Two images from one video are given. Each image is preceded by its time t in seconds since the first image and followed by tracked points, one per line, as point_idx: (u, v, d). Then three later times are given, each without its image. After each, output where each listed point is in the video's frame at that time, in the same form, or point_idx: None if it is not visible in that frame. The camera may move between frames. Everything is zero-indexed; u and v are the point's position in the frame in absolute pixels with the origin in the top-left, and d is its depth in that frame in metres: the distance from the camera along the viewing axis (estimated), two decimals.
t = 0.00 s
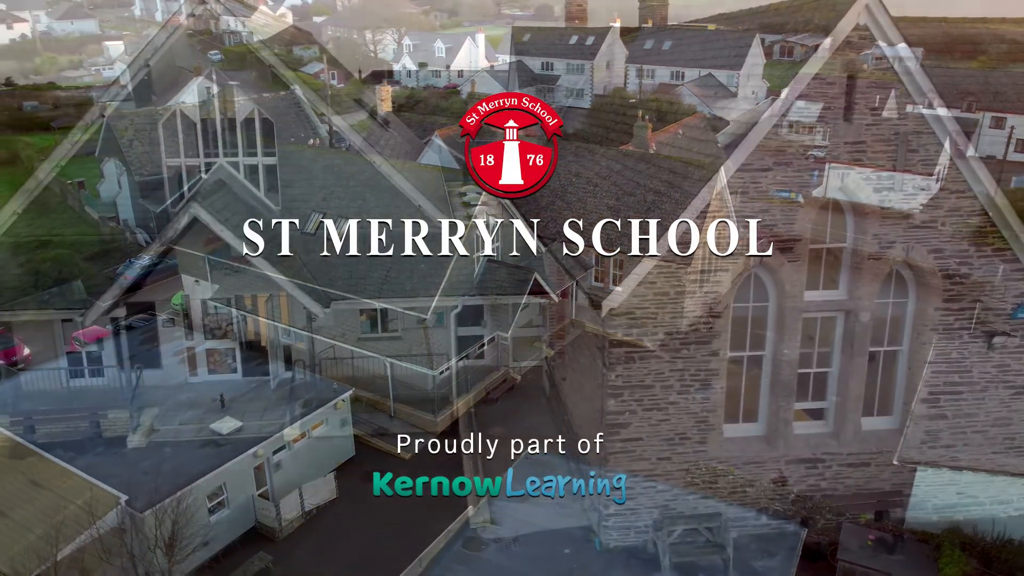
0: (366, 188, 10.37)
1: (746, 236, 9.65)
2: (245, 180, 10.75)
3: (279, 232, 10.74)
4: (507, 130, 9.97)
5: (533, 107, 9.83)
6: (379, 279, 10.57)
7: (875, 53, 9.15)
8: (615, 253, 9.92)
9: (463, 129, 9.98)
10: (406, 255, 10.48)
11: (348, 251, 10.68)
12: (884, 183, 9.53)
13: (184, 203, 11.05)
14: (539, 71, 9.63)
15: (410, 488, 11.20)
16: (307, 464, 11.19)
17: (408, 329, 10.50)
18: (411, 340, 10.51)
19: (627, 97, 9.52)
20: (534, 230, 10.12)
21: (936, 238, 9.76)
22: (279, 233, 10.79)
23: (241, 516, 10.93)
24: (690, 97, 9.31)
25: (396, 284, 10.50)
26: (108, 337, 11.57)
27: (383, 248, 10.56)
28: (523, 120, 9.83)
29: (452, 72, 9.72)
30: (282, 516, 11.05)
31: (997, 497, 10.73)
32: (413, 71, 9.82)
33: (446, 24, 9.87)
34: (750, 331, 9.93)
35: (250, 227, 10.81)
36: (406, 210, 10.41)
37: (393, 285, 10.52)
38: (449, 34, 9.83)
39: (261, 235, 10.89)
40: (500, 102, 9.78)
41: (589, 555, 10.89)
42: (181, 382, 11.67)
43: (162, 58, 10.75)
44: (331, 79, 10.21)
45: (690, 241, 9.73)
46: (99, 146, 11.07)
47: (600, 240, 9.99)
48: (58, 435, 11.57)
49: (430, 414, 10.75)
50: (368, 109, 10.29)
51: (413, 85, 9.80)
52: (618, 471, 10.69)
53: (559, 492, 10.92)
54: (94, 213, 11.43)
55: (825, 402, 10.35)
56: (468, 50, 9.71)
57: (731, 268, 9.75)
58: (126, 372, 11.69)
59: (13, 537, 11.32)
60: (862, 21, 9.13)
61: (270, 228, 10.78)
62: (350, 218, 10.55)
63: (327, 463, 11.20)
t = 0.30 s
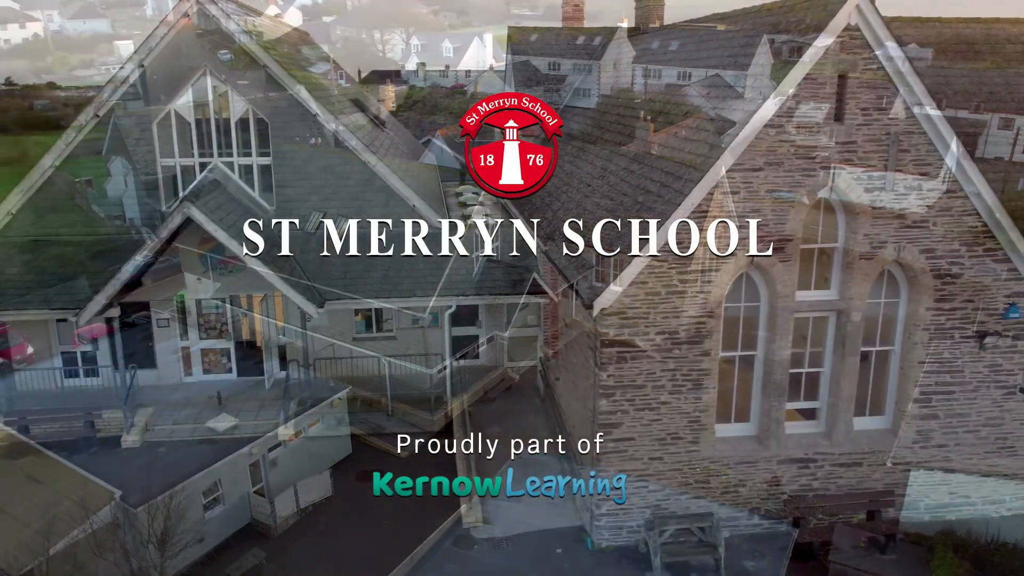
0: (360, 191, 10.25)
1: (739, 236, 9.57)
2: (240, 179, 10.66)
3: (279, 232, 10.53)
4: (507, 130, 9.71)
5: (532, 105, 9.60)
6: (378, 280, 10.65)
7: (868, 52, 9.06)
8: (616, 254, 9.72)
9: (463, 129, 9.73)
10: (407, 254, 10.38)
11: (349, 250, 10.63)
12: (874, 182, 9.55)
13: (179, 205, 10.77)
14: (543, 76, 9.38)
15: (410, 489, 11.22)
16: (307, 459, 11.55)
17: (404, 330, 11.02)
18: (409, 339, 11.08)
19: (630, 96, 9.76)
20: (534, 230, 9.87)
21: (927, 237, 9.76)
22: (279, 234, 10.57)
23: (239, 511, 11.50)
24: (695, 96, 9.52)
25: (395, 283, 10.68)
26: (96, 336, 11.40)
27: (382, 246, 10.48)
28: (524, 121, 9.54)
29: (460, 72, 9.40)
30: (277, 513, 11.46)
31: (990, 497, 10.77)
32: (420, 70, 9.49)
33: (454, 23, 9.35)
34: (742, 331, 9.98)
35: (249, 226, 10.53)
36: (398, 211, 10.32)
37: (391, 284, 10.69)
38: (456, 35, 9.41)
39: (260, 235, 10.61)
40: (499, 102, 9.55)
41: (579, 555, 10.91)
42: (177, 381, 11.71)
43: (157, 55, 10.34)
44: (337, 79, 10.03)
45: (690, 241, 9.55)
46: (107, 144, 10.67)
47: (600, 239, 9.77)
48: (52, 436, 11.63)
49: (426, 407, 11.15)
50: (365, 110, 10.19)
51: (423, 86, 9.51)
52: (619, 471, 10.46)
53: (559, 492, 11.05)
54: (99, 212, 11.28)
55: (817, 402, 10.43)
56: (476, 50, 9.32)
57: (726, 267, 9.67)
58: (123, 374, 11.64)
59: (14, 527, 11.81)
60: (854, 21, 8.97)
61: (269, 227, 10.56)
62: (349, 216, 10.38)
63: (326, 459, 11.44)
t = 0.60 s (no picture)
0: (355, 194, 13.32)
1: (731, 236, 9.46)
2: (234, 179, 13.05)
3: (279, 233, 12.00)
4: (506, 130, 11.93)
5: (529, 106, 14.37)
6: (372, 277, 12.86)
7: (858, 52, 9.02)
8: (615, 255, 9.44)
9: (465, 129, 11.99)
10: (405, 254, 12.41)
11: (348, 250, 12.68)
12: (865, 183, 9.52)
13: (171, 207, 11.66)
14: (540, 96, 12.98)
15: (411, 488, 11.75)
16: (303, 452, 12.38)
17: (398, 328, 13.63)
18: (402, 337, 13.65)
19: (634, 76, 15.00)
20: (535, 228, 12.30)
21: (918, 237, 9.75)
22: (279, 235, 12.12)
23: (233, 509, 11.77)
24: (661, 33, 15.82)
25: (388, 284, 13.07)
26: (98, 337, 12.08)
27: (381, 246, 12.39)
28: (522, 119, 11.89)
29: (467, 72, 11.97)
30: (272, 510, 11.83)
31: (981, 496, 10.79)
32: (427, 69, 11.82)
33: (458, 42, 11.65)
34: (733, 331, 9.99)
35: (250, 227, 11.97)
36: (389, 210, 13.25)
37: (383, 285, 13.06)
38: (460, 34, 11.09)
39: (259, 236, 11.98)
40: (500, 102, 12.02)
41: (569, 552, 10.58)
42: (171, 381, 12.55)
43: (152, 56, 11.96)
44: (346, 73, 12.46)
45: (690, 241, 9.38)
46: (115, 144, 12.28)
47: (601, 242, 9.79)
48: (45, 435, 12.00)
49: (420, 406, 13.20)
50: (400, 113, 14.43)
51: (427, 84, 12.04)
52: (619, 471, 10.15)
53: (559, 492, 11.37)
54: (104, 211, 12.44)
55: (808, 402, 10.47)
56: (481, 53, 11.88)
57: (717, 266, 9.55)
58: (119, 374, 12.26)
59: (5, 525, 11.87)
60: (842, 23, 8.89)
61: (269, 229, 12.14)
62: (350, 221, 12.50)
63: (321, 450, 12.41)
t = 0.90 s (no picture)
0: (347, 194, 14.44)
1: (721, 236, 9.44)
2: (226, 179, 14.24)
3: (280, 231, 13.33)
4: (506, 131, 12.87)
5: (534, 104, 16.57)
6: (362, 277, 13.70)
7: (847, 52, 9.05)
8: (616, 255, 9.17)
9: (465, 129, 12.56)
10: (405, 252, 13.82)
11: (347, 250, 13.71)
12: (854, 184, 9.51)
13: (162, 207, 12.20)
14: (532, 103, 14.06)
15: (410, 488, 11.62)
16: (296, 447, 12.98)
17: (391, 329, 15.03)
18: (393, 337, 15.04)
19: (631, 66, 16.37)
20: (534, 229, 12.59)
21: (907, 237, 9.75)
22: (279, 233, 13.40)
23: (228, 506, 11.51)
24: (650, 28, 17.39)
25: (380, 284, 13.66)
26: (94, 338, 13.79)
27: (381, 246, 14.01)
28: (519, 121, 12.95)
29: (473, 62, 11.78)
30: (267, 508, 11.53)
31: (972, 496, 10.80)
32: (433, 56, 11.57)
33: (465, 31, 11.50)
34: (723, 331, 10.01)
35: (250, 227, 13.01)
36: (383, 210, 14.58)
37: (375, 283, 13.64)
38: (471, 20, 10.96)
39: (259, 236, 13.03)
40: (499, 102, 13.07)
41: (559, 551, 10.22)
42: (166, 380, 14.98)
43: (143, 58, 13.53)
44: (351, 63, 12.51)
45: (690, 241, 9.38)
46: (117, 144, 13.90)
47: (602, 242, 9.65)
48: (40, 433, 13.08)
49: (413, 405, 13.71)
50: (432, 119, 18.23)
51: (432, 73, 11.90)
52: (621, 470, 10.10)
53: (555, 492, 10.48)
54: (118, 213, 14.18)
55: (799, 402, 10.48)
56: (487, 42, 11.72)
57: (707, 265, 9.53)
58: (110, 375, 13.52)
59: None
60: (833, 23, 8.89)
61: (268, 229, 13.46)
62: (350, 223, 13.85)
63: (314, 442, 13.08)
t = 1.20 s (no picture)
0: (339, 194, 14.43)
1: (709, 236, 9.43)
2: (218, 179, 14.26)
3: (280, 230, 14.07)
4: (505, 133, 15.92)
5: (531, 107, 16.82)
6: (354, 276, 13.76)
7: (834, 52, 9.06)
8: (617, 251, 9.00)
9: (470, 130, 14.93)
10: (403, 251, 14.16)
11: (347, 249, 14.20)
12: (843, 185, 9.50)
13: (153, 207, 12.19)
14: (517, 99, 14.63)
15: (410, 488, 11.59)
16: (288, 447, 13.01)
17: (385, 328, 15.01)
18: (386, 336, 15.03)
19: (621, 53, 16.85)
20: (534, 228, 12.35)
21: (896, 238, 9.76)
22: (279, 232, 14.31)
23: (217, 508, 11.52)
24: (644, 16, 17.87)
25: (372, 284, 13.69)
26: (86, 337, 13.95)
27: (381, 246, 14.36)
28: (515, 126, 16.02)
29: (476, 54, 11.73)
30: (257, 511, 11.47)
31: (962, 497, 10.79)
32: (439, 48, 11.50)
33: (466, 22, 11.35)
34: (712, 331, 10.01)
35: (250, 226, 13.57)
36: (375, 210, 14.58)
37: (367, 283, 13.68)
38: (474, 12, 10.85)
39: (259, 236, 13.52)
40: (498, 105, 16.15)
41: (548, 548, 10.31)
42: (159, 380, 14.98)
43: (135, 58, 13.58)
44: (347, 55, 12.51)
45: (690, 240, 9.35)
46: (109, 143, 13.89)
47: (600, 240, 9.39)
48: (30, 431, 13.06)
49: (405, 405, 13.60)
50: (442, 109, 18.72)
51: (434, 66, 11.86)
52: (618, 470, 10.11)
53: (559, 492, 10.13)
54: (110, 213, 14.17)
55: (788, 402, 10.48)
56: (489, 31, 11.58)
57: (695, 266, 9.51)
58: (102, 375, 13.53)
59: None
60: (820, 23, 8.90)
61: (269, 229, 14.24)
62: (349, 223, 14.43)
63: (305, 443, 13.13)
